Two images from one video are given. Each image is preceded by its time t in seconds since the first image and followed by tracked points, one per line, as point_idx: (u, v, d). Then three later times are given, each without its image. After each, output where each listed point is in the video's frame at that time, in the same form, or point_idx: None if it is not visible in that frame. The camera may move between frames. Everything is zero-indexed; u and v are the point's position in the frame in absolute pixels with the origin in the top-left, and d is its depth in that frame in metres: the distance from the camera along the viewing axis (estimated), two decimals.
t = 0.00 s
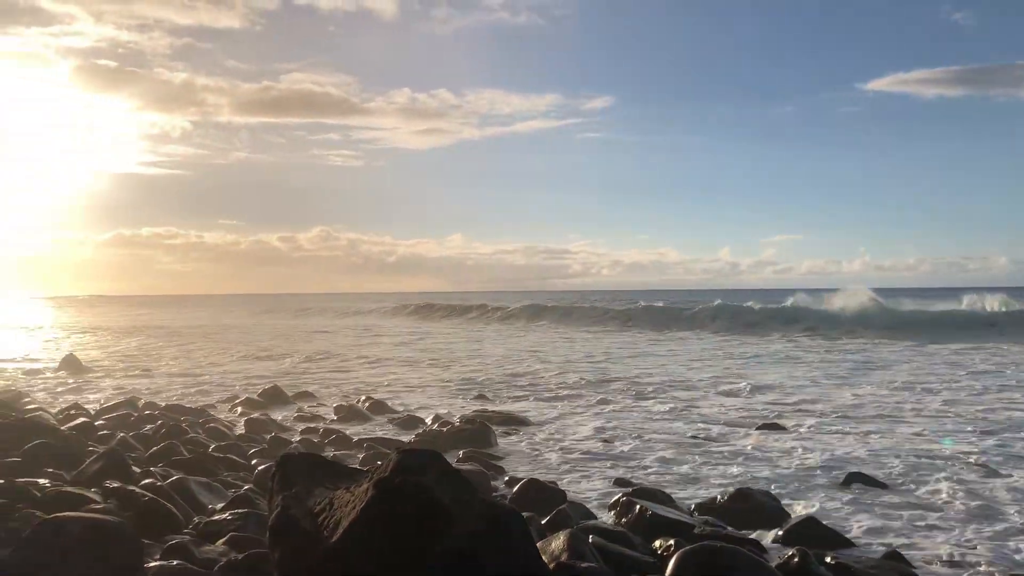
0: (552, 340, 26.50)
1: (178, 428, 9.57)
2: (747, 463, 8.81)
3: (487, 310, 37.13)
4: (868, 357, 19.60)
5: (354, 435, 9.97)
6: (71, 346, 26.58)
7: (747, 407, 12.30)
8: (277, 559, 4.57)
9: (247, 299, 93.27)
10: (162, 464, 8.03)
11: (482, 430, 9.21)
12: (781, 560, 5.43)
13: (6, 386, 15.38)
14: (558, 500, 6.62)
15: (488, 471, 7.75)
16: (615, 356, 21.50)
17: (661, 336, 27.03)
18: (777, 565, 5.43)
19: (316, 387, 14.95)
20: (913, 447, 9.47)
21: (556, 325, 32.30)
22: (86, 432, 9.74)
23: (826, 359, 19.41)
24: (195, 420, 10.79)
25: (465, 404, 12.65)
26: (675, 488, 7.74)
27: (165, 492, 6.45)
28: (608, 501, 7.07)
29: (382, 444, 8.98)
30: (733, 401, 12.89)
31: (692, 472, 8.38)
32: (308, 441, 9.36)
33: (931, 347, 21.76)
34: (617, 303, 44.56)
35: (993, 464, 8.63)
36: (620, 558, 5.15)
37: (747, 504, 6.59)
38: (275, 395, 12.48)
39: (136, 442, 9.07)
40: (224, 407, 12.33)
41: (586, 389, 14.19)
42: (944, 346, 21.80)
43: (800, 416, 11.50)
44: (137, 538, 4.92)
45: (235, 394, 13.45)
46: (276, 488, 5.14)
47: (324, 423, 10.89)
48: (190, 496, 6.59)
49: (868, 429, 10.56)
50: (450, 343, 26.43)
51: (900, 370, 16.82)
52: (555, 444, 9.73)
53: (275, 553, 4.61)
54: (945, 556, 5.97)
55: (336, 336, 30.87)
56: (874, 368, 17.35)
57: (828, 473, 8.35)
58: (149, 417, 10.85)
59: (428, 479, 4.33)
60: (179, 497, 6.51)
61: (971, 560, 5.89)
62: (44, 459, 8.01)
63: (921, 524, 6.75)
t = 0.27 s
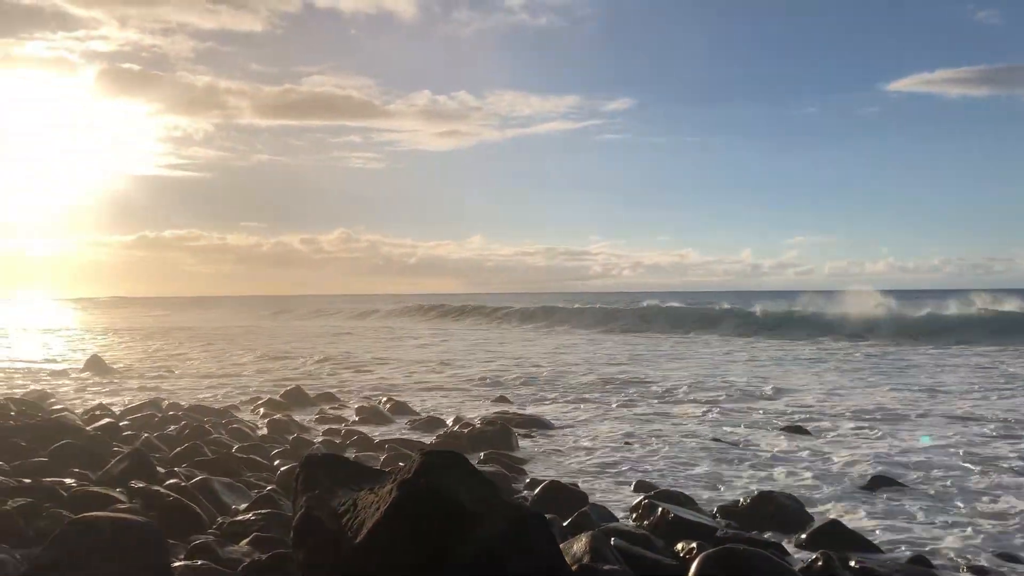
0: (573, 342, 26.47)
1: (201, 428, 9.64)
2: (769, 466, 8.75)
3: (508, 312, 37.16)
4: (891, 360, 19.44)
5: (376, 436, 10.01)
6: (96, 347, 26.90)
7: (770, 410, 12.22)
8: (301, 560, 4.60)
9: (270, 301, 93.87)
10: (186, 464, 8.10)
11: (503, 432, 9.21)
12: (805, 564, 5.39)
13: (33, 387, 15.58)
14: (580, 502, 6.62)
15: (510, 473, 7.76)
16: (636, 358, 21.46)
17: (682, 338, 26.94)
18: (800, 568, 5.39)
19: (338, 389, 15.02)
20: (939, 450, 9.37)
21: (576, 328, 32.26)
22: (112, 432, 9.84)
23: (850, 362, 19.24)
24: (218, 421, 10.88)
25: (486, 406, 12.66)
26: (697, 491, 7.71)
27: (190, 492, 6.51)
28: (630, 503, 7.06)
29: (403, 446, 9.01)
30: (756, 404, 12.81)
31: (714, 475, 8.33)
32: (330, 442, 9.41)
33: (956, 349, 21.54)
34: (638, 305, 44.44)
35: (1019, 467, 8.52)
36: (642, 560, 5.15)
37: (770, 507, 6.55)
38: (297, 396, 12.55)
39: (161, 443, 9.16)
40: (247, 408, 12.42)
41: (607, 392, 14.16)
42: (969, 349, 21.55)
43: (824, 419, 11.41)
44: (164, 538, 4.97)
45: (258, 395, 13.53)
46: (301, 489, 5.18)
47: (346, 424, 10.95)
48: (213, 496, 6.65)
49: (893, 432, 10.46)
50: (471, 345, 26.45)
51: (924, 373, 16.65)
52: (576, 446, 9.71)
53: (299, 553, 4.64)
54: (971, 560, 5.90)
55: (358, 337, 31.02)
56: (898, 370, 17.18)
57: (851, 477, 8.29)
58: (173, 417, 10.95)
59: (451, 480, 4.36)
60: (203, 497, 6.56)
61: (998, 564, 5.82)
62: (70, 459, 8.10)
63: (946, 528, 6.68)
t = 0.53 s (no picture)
0: (590, 344, 26.43)
1: (221, 429, 9.71)
2: (789, 468, 8.71)
3: (525, 312, 37.19)
4: (910, 361, 19.30)
5: (395, 437, 10.04)
6: (118, 348, 27.16)
7: (790, 411, 12.16)
8: (323, 560, 4.63)
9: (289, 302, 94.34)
10: (207, 464, 8.16)
11: (521, 433, 9.22)
12: (826, 567, 5.37)
13: (56, 387, 15.74)
14: (598, 503, 6.61)
15: (528, 473, 7.77)
16: (653, 360, 21.42)
17: (700, 339, 26.88)
18: (821, 571, 5.37)
19: (356, 389, 15.07)
20: (961, 452, 9.28)
21: (593, 329, 32.21)
22: (133, 433, 9.92)
23: (870, 364, 19.11)
24: (238, 421, 10.94)
25: (504, 407, 12.67)
26: (716, 492, 7.69)
27: (211, 492, 6.55)
28: (649, 505, 7.05)
29: (421, 446, 9.03)
30: (775, 405, 12.74)
31: (733, 477, 8.30)
32: (349, 442, 9.45)
33: (977, 352, 21.34)
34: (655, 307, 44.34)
35: None
36: (662, 561, 5.14)
37: (790, 510, 6.51)
38: (316, 397, 12.61)
39: (181, 443, 9.22)
40: (266, 409, 12.50)
41: (625, 393, 14.14)
42: (991, 351, 21.35)
43: (843, 421, 11.34)
44: (187, 537, 5.01)
45: (277, 396, 13.61)
46: (321, 490, 5.20)
47: (364, 424, 10.99)
48: (234, 496, 6.69)
49: (915, 434, 10.38)
50: (488, 346, 26.48)
51: (946, 375, 16.51)
52: (595, 447, 9.70)
53: (321, 553, 4.66)
54: (993, 564, 5.85)
55: (375, 339, 31.14)
56: (918, 372, 17.05)
57: (872, 479, 8.24)
58: (193, 418, 11.03)
59: (473, 481, 4.36)
60: (223, 497, 6.61)
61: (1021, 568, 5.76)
62: (93, 458, 8.18)
63: (969, 531, 6.62)
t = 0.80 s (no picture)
0: (606, 345, 26.39)
1: (239, 429, 9.76)
2: (808, 470, 8.66)
3: (541, 313, 37.19)
4: (930, 363, 19.16)
5: (411, 437, 10.06)
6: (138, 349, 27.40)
7: (808, 413, 12.10)
8: (341, 559, 4.64)
9: (306, 304, 94.77)
10: (226, 464, 8.20)
11: (538, 434, 9.22)
12: (845, 568, 5.34)
13: (75, 388, 15.88)
14: (616, 504, 6.60)
15: (545, 474, 7.77)
16: (671, 361, 21.37)
17: (717, 340, 26.80)
18: (840, 572, 5.34)
19: (372, 390, 15.13)
20: (982, 455, 9.20)
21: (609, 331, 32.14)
22: (152, 433, 10.00)
23: (888, 365, 18.96)
24: (256, 422, 11.01)
25: (520, 408, 12.68)
26: (733, 494, 7.66)
27: (229, 492, 6.58)
28: (666, 506, 7.03)
29: (438, 447, 9.05)
30: (793, 407, 12.68)
31: (751, 478, 8.27)
32: (367, 443, 9.48)
33: (998, 353, 21.12)
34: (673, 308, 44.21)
35: None
36: (680, 562, 5.13)
37: (809, 512, 6.47)
38: (333, 397, 12.67)
39: (200, 444, 9.29)
40: (284, 409, 12.56)
41: (641, 395, 14.11)
42: (1011, 352, 21.14)
43: (863, 423, 11.25)
44: (207, 537, 5.05)
45: (294, 397, 13.66)
46: (339, 490, 5.22)
47: (381, 425, 11.02)
48: (252, 497, 6.72)
49: (935, 436, 10.30)
50: (504, 348, 26.50)
51: (965, 376, 16.37)
52: (611, 448, 9.69)
53: (339, 554, 4.68)
54: (1015, 567, 5.80)
55: (392, 340, 31.22)
56: (937, 374, 16.90)
57: (891, 481, 8.18)
58: (212, 418, 11.10)
59: (488, 482, 4.37)
60: (242, 497, 6.64)
61: None
62: (113, 458, 8.25)
63: (990, 534, 6.56)
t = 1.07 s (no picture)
0: (622, 347, 26.31)
1: (257, 429, 9.82)
2: (826, 472, 8.61)
3: (557, 314, 37.22)
4: (948, 364, 19.04)
5: (428, 438, 10.08)
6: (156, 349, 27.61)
7: (826, 415, 12.03)
8: (360, 558, 4.66)
9: (323, 304, 95.19)
10: (244, 464, 8.25)
11: (555, 435, 9.21)
12: (864, 570, 5.31)
13: (95, 389, 16.00)
14: (632, 506, 6.59)
15: (562, 476, 7.76)
16: (687, 363, 21.34)
17: (734, 340, 26.73)
18: (858, 574, 5.31)
19: (389, 391, 15.16)
20: (1003, 457, 9.12)
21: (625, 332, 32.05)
22: (171, 433, 10.07)
23: (907, 367, 18.81)
24: (274, 422, 11.06)
25: (537, 409, 12.68)
26: (750, 496, 7.63)
27: (248, 492, 6.62)
28: (683, 507, 7.01)
29: (455, 448, 9.06)
30: (811, 409, 12.61)
31: (769, 480, 8.24)
32: (383, 443, 9.51)
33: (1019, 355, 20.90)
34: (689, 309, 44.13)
35: None
36: (697, 564, 5.12)
37: (827, 513, 6.44)
38: (350, 398, 12.72)
39: (218, 444, 9.35)
40: (301, 410, 12.62)
41: (658, 396, 14.06)
42: None
43: (882, 425, 11.17)
44: (228, 537, 5.08)
45: (311, 397, 13.72)
46: (357, 490, 5.25)
47: (397, 426, 11.05)
48: (271, 497, 6.76)
49: (955, 438, 10.21)
50: (520, 349, 26.48)
51: (986, 378, 16.21)
52: (628, 450, 9.68)
53: (357, 554, 4.70)
54: None
55: (408, 341, 31.26)
56: (958, 376, 16.75)
57: (910, 483, 8.13)
58: (229, 419, 11.17)
59: (507, 482, 4.39)
60: (260, 497, 6.68)
61: None
62: (133, 458, 8.32)
63: (1011, 537, 6.50)
